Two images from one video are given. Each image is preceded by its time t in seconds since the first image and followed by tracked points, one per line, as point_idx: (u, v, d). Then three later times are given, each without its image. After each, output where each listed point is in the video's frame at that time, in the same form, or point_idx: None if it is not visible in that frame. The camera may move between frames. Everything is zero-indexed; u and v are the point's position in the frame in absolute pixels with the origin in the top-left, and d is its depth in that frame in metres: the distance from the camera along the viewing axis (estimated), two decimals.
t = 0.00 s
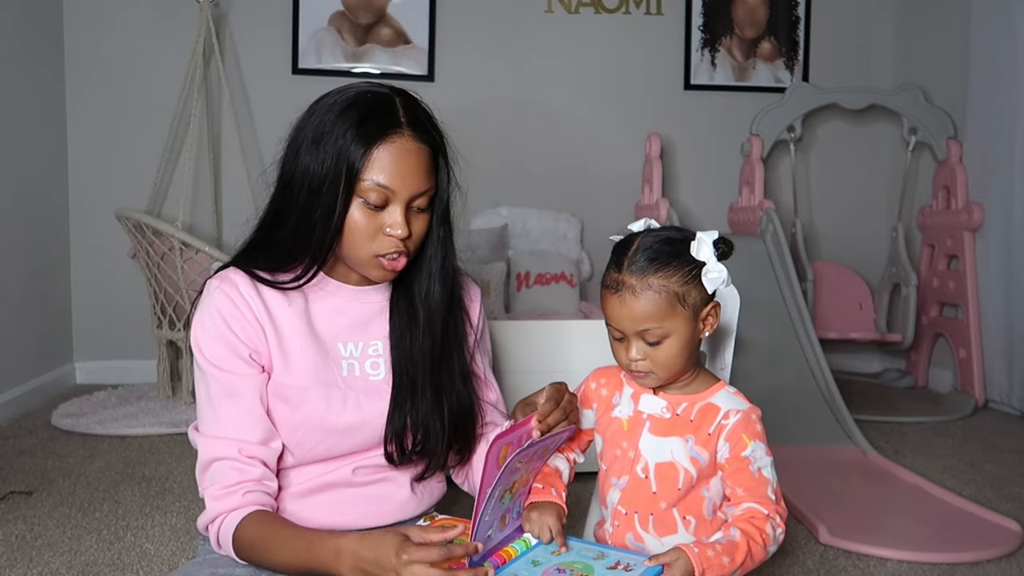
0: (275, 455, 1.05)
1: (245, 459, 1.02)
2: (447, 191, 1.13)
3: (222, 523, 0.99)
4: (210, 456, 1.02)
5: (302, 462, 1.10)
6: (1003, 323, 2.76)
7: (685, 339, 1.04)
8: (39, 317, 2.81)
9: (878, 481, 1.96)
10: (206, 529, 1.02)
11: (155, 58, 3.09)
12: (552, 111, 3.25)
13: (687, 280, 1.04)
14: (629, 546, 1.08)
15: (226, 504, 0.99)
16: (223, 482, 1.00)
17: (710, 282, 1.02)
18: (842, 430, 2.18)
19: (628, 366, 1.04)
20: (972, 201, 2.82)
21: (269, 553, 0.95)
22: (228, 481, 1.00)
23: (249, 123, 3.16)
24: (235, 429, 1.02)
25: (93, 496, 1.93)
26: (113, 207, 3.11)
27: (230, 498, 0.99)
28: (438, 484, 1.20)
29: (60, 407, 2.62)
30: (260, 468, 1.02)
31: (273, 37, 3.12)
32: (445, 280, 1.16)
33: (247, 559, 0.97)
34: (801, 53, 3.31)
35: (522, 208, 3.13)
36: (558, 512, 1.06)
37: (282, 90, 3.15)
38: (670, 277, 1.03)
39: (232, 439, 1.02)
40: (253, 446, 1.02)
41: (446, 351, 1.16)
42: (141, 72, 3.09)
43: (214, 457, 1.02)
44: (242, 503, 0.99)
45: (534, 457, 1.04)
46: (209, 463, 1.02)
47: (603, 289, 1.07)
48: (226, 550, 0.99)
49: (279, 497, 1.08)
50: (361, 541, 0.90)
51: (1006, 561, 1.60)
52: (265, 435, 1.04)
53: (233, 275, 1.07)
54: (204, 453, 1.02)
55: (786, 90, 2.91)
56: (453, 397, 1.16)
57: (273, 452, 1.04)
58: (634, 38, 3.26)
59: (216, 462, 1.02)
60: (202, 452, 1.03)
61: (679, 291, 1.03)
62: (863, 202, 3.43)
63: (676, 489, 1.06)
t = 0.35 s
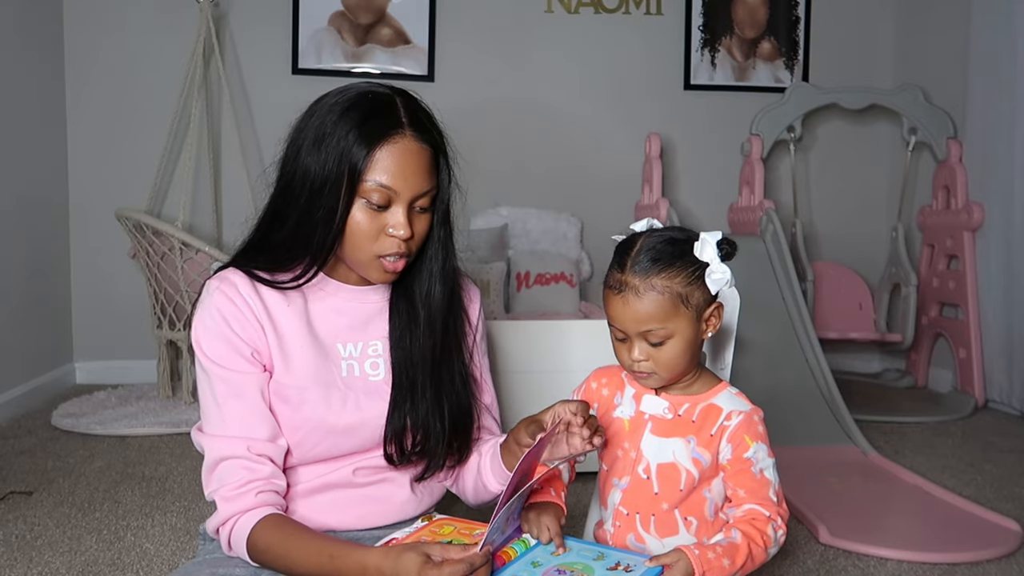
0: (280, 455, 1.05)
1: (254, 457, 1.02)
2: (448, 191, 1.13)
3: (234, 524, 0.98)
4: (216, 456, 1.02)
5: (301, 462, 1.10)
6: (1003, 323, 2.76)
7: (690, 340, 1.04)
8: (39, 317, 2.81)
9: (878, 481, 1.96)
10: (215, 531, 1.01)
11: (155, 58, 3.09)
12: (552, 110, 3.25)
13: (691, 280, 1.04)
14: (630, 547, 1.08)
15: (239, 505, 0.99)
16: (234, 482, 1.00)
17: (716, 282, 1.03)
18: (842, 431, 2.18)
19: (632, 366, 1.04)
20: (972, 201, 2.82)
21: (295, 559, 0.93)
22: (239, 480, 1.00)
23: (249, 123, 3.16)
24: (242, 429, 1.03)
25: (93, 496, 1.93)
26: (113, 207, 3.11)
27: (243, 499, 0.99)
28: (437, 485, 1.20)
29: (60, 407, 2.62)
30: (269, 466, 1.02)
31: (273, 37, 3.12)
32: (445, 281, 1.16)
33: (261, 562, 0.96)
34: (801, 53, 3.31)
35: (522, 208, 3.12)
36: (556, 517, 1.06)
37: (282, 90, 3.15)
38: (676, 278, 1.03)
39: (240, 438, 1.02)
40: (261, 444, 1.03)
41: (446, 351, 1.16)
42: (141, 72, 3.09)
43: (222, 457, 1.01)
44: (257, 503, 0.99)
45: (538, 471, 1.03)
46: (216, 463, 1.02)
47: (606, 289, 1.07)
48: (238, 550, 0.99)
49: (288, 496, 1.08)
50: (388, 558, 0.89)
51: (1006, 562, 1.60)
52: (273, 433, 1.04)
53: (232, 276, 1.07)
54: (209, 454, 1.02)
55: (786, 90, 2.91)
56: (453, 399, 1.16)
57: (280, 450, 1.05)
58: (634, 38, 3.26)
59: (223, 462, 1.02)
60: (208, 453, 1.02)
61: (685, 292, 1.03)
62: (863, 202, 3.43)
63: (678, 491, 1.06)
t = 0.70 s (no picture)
0: (275, 457, 1.05)
1: (247, 459, 1.01)
2: (450, 197, 1.13)
3: (225, 525, 0.98)
4: (210, 458, 1.01)
5: (302, 462, 1.10)
6: (1003, 323, 2.76)
7: (688, 341, 1.04)
8: (39, 317, 2.81)
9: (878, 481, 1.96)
10: (207, 530, 1.01)
11: (155, 58, 3.09)
12: (552, 110, 3.25)
13: (690, 281, 1.04)
14: (628, 547, 1.08)
15: (230, 506, 0.98)
16: (227, 483, 1.00)
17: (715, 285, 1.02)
18: (843, 430, 2.18)
19: (630, 366, 1.04)
20: (972, 201, 2.82)
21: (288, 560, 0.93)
22: (231, 481, 1.00)
23: (249, 123, 3.16)
24: (237, 430, 1.02)
25: (93, 496, 1.93)
26: (113, 207, 3.11)
27: (235, 500, 0.98)
28: (437, 485, 1.20)
29: (60, 407, 2.62)
30: (263, 468, 1.02)
31: (273, 37, 3.12)
32: (445, 286, 1.16)
33: (253, 562, 0.96)
34: (801, 53, 3.31)
35: (522, 208, 3.12)
36: (544, 510, 1.05)
37: (282, 90, 3.15)
38: (675, 280, 1.03)
39: (234, 439, 1.02)
40: (254, 447, 1.02)
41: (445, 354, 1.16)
42: (141, 72, 3.09)
43: (216, 458, 1.01)
44: (248, 505, 0.98)
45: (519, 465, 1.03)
46: (210, 465, 1.02)
47: (606, 289, 1.07)
48: (229, 552, 0.99)
49: (279, 498, 1.08)
50: (378, 559, 0.89)
51: (1006, 562, 1.60)
52: (267, 436, 1.04)
53: (231, 277, 1.07)
54: (204, 455, 1.02)
55: (786, 90, 2.91)
56: (451, 401, 1.17)
57: (274, 453, 1.04)
58: (634, 38, 3.26)
59: (217, 463, 1.01)
60: (203, 454, 1.02)
61: (684, 292, 1.03)
62: (864, 202, 3.43)
63: (675, 491, 1.06)
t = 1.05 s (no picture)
0: (268, 458, 1.04)
1: (238, 460, 1.01)
2: (450, 199, 1.13)
3: (212, 524, 0.98)
4: (202, 458, 1.01)
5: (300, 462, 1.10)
6: (1002, 323, 2.76)
7: (677, 342, 1.04)
8: (39, 317, 2.81)
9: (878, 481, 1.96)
10: (197, 529, 1.01)
11: (155, 59, 3.09)
12: (552, 110, 3.25)
13: (677, 282, 1.03)
14: (627, 549, 1.08)
15: (217, 506, 0.98)
16: (216, 483, 1.00)
17: (702, 285, 1.02)
18: (842, 430, 2.18)
19: (618, 365, 1.05)
20: (972, 201, 2.82)
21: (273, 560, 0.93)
22: (219, 481, 1.00)
23: (249, 122, 3.16)
24: (232, 431, 1.02)
25: (93, 496, 1.93)
26: (113, 206, 3.11)
27: (223, 500, 0.98)
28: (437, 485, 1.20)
29: (60, 407, 2.62)
30: (253, 469, 1.02)
31: (273, 37, 3.12)
32: (446, 288, 1.16)
33: (239, 561, 0.96)
34: (801, 53, 3.31)
35: (522, 208, 3.12)
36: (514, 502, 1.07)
37: (282, 90, 3.15)
38: (663, 279, 1.03)
39: (226, 440, 1.02)
40: (246, 449, 1.02)
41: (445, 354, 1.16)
42: (141, 71, 3.09)
43: (208, 458, 1.01)
44: (235, 505, 0.98)
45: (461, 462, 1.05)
46: (200, 464, 1.02)
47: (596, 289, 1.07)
48: (217, 552, 0.99)
49: (271, 499, 1.08)
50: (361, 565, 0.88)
51: (1006, 562, 1.60)
52: (259, 437, 1.04)
53: (230, 276, 1.07)
54: (196, 454, 1.02)
55: (787, 90, 2.91)
56: (450, 401, 1.17)
57: (266, 455, 1.04)
58: (635, 39, 3.25)
59: (209, 463, 1.01)
60: (195, 453, 1.02)
61: (670, 293, 1.03)
62: (864, 202, 3.43)
63: (671, 493, 1.06)
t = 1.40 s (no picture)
0: (269, 460, 1.04)
1: (239, 462, 1.01)
2: (449, 200, 1.13)
3: (213, 528, 0.98)
4: (203, 460, 1.01)
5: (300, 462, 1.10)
6: (1002, 323, 2.76)
7: (653, 339, 1.05)
8: (39, 317, 2.81)
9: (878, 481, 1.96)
10: (198, 532, 1.01)
11: (155, 59, 3.09)
12: (552, 110, 3.25)
13: (655, 278, 1.05)
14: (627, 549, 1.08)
15: (219, 510, 0.98)
16: (217, 486, 0.99)
17: (675, 284, 1.03)
18: (842, 430, 2.18)
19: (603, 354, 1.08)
20: (972, 201, 2.82)
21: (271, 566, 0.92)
22: (221, 485, 0.99)
23: (249, 122, 3.16)
24: (233, 433, 1.02)
25: (93, 496, 1.93)
26: (113, 206, 3.11)
27: (224, 503, 0.98)
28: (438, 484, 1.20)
29: (60, 407, 2.62)
30: (254, 472, 1.01)
31: (273, 37, 3.12)
32: (445, 287, 1.17)
33: (237, 565, 0.96)
34: (801, 53, 3.31)
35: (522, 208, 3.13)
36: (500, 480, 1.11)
37: (282, 90, 3.15)
38: (642, 274, 1.05)
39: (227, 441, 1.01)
40: (247, 450, 1.02)
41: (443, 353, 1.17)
42: (141, 72, 3.09)
43: (208, 461, 1.01)
44: (236, 509, 0.98)
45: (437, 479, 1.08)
46: (202, 467, 1.01)
47: (594, 283, 1.09)
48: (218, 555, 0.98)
49: (272, 500, 1.08)
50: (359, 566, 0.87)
51: (1006, 562, 1.60)
52: (260, 439, 1.03)
53: (230, 278, 1.07)
54: (197, 457, 1.02)
55: (787, 90, 2.91)
56: (449, 400, 1.18)
57: (267, 456, 1.04)
58: (635, 39, 3.26)
59: (210, 465, 1.01)
60: (196, 455, 1.02)
61: (647, 289, 1.04)
62: (864, 201, 3.43)
63: (672, 494, 1.06)
